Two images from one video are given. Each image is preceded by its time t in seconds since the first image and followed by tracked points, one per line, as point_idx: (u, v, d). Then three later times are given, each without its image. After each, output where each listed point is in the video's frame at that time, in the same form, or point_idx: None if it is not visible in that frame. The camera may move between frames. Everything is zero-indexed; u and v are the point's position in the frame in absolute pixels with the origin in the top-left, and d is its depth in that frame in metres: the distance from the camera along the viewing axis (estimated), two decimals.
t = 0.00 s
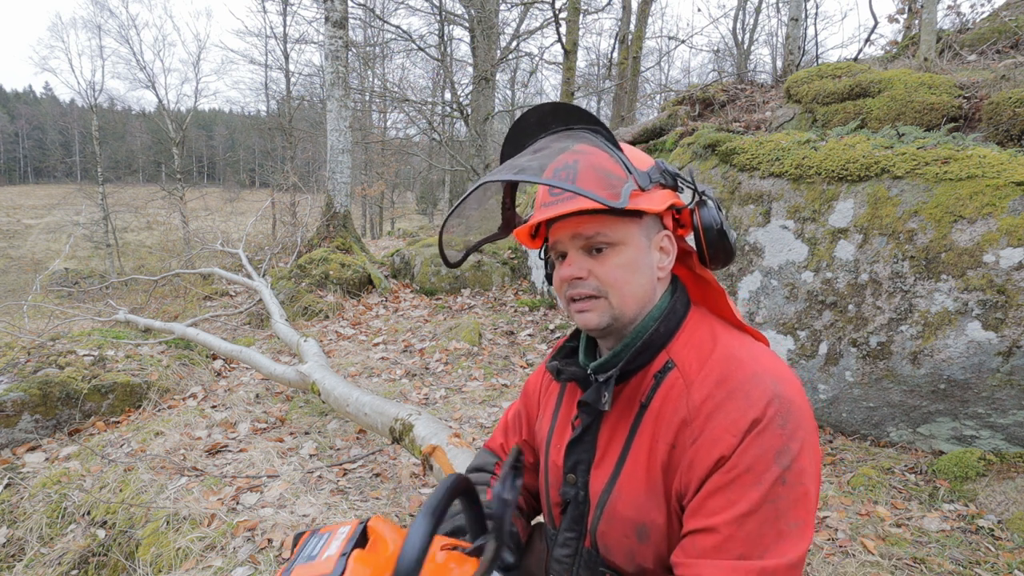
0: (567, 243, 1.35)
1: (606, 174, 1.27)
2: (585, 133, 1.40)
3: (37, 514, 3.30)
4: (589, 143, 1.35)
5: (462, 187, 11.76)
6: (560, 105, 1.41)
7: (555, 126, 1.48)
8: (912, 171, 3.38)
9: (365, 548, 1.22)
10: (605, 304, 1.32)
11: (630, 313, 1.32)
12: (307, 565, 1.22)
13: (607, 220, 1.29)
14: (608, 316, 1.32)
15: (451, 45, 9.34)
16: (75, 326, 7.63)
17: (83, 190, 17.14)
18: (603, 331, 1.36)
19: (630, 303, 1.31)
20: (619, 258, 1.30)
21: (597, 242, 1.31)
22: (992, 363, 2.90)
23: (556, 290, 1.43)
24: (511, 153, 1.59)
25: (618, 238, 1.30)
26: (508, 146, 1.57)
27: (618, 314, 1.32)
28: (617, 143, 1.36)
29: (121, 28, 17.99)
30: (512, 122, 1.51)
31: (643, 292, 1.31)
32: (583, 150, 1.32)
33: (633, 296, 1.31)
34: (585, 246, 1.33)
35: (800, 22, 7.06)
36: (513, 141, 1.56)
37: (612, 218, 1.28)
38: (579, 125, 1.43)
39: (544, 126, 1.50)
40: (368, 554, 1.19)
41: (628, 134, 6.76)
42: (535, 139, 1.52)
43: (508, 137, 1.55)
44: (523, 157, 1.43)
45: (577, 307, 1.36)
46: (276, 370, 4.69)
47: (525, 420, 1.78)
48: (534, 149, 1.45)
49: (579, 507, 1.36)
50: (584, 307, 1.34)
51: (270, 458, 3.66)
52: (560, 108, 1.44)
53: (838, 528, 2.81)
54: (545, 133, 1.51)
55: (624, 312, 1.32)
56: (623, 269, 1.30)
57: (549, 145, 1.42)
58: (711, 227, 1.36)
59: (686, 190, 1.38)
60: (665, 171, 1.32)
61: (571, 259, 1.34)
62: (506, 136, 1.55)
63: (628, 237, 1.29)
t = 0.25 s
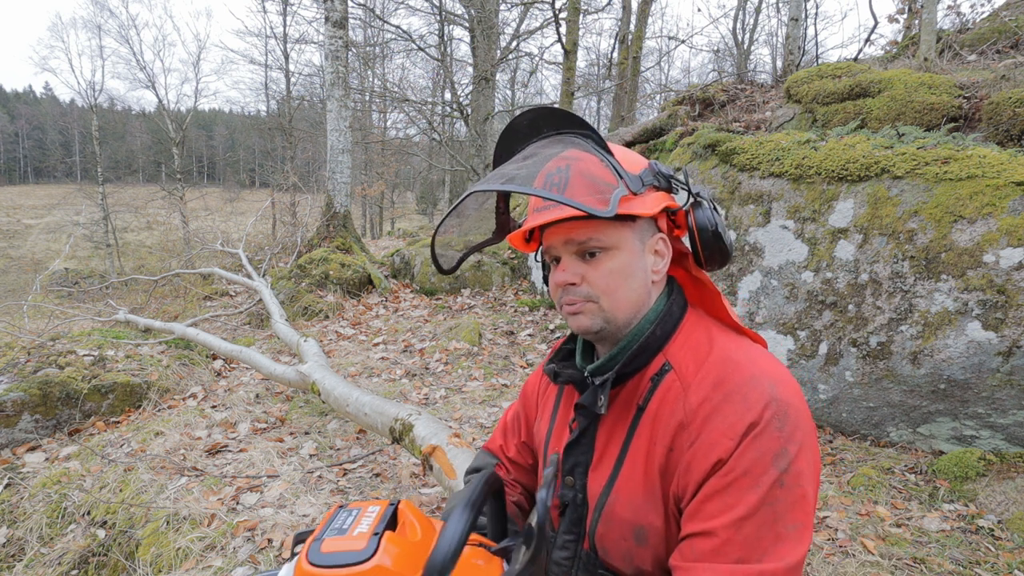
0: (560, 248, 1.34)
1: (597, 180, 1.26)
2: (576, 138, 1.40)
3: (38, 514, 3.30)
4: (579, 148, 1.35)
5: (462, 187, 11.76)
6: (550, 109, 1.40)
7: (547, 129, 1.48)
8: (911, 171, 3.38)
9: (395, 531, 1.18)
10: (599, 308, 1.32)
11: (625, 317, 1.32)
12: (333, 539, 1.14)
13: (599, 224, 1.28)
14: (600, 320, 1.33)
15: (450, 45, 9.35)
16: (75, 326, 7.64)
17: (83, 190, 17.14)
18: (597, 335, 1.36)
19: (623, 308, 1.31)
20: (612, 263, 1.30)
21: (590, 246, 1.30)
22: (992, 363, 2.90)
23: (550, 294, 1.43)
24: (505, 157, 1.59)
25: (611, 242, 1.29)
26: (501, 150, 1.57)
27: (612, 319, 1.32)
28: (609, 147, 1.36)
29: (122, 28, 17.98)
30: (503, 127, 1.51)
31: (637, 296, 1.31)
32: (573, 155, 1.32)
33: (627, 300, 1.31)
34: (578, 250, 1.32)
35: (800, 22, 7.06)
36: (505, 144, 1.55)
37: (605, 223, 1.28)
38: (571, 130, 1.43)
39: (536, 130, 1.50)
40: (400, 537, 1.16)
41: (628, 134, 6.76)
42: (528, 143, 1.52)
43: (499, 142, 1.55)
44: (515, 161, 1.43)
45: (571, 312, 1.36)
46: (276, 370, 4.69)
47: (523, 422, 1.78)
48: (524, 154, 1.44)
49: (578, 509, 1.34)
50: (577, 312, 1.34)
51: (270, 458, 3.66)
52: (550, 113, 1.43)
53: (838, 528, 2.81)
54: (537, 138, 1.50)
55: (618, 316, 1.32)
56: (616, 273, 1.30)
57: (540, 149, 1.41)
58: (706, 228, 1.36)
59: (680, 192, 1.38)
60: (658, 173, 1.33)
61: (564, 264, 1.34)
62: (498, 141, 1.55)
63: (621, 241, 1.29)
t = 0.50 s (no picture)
0: (560, 248, 1.35)
1: (597, 180, 1.26)
2: (576, 138, 1.40)
3: (38, 514, 3.30)
4: (579, 148, 1.35)
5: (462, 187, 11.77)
6: (551, 109, 1.40)
7: (547, 129, 1.48)
8: (912, 171, 3.38)
9: (406, 528, 1.18)
10: (599, 309, 1.32)
11: (625, 317, 1.32)
12: (344, 533, 1.14)
13: (599, 224, 1.28)
14: (600, 320, 1.33)
15: (450, 45, 9.35)
16: (75, 326, 7.64)
17: (83, 190, 17.14)
18: (597, 335, 1.36)
19: (623, 308, 1.31)
20: (612, 263, 1.30)
21: (590, 246, 1.31)
22: (992, 363, 2.90)
23: (551, 294, 1.43)
24: (505, 156, 1.59)
25: (611, 243, 1.29)
26: (501, 150, 1.57)
27: (612, 319, 1.32)
28: (609, 147, 1.36)
29: (122, 29, 17.98)
30: (503, 127, 1.51)
31: (638, 296, 1.31)
32: (574, 155, 1.32)
33: (627, 301, 1.31)
34: (578, 250, 1.32)
35: (800, 22, 7.06)
36: (505, 145, 1.56)
37: (605, 223, 1.28)
38: (571, 130, 1.43)
39: (536, 130, 1.50)
40: (410, 534, 1.16)
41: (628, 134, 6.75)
42: (528, 143, 1.52)
43: (499, 142, 1.55)
44: (515, 161, 1.43)
45: (571, 312, 1.36)
46: (276, 369, 4.69)
47: (524, 422, 1.78)
48: (524, 154, 1.44)
49: (578, 510, 1.32)
50: (577, 313, 1.34)
51: (270, 458, 3.66)
52: (551, 112, 1.43)
53: (838, 528, 2.81)
54: (537, 137, 1.50)
55: (618, 316, 1.32)
56: (616, 273, 1.30)
57: (540, 149, 1.41)
58: (707, 228, 1.36)
59: (681, 192, 1.38)
60: (658, 173, 1.33)
61: (565, 264, 1.34)
62: (498, 141, 1.56)
63: (621, 241, 1.29)
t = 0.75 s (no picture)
0: (557, 250, 1.35)
1: (592, 181, 1.26)
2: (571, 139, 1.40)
3: (38, 514, 3.30)
4: (574, 149, 1.35)
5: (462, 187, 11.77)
6: (545, 111, 1.40)
7: (542, 131, 1.48)
8: (912, 171, 3.38)
9: (416, 521, 1.20)
10: (595, 309, 1.32)
11: (621, 318, 1.32)
12: (355, 521, 1.17)
13: (595, 225, 1.28)
14: (596, 321, 1.33)
15: (450, 45, 9.35)
16: (75, 326, 7.64)
17: (84, 190, 17.15)
18: (594, 336, 1.37)
19: (619, 308, 1.31)
20: (608, 264, 1.30)
21: (587, 247, 1.31)
22: (992, 363, 2.90)
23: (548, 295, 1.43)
24: (501, 158, 1.59)
25: (608, 243, 1.29)
26: (498, 151, 1.58)
27: (608, 320, 1.32)
28: (604, 148, 1.36)
29: (122, 29, 17.99)
30: (499, 130, 1.52)
31: (634, 296, 1.31)
32: (569, 157, 1.32)
33: (624, 301, 1.31)
34: (574, 251, 1.33)
35: (800, 22, 7.06)
36: (501, 147, 1.56)
37: (600, 224, 1.28)
38: (566, 131, 1.43)
39: (532, 131, 1.50)
40: (421, 527, 1.18)
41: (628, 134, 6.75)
42: (524, 145, 1.52)
43: (496, 144, 1.55)
44: (511, 163, 1.43)
45: (568, 313, 1.36)
46: (276, 370, 4.69)
47: (523, 423, 1.78)
48: (520, 156, 1.45)
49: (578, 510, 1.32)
50: (574, 314, 1.35)
51: (270, 458, 3.66)
52: (548, 114, 1.43)
53: (838, 528, 2.81)
54: (533, 139, 1.50)
55: (614, 317, 1.32)
56: (613, 274, 1.30)
57: (535, 151, 1.42)
58: (704, 228, 1.36)
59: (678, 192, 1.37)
60: (655, 173, 1.33)
61: (561, 265, 1.34)
62: (494, 143, 1.56)
63: (617, 242, 1.29)
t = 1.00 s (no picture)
0: (555, 248, 1.35)
1: (590, 180, 1.26)
2: (569, 139, 1.40)
3: (38, 514, 3.30)
4: (572, 148, 1.35)
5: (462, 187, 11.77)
6: (544, 110, 1.40)
7: (541, 130, 1.48)
8: (912, 171, 3.38)
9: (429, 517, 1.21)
10: (591, 309, 1.32)
11: (618, 317, 1.32)
12: (367, 516, 1.17)
13: (592, 224, 1.28)
14: (593, 321, 1.33)
15: (450, 45, 9.35)
16: (75, 326, 7.64)
17: (84, 190, 17.15)
18: (590, 335, 1.37)
19: (616, 308, 1.31)
20: (605, 264, 1.30)
21: (584, 246, 1.31)
22: (992, 363, 2.90)
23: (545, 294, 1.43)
24: (499, 157, 1.59)
25: (605, 243, 1.29)
26: (496, 150, 1.58)
27: (605, 319, 1.32)
28: (602, 147, 1.36)
29: (122, 29, 17.99)
30: (497, 129, 1.52)
31: (631, 296, 1.31)
32: (567, 156, 1.31)
33: (620, 301, 1.31)
34: (572, 250, 1.32)
35: (800, 22, 7.06)
36: (499, 146, 1.56)
37: (598, 223, 1.28)
38: (564, 130, 1.43)
39: (530, 130, 1.50)
40: (433, 524, 1.18)
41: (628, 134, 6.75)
42: (522, 144, 1.52)
43: (494, 143, 1.55)
44: (509, 162, 1.43)
45: (564, 312, 1.36)
46: (276, 370, 4.69)
47: (521, 423, 1.78)
48: (517, 155, 1.45)
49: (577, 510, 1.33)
50: (570, 313, 1.35)
51: (270, 458, 3.66)
52: (547, 114, 1.43)
53: (838, 528, 2.81)
54: (531, 138, 1.50)
55: (611, 316, 1.32)
56: (610, 274, 1.30)
57: (533, 150, 1.41)
58: (701, 228, 1.36)
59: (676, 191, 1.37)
60: (652, 173, 1.33)
61: (559, 264, 1.34)
62: (493, 142, 1.56)
63: (614, 241, 1.29)
